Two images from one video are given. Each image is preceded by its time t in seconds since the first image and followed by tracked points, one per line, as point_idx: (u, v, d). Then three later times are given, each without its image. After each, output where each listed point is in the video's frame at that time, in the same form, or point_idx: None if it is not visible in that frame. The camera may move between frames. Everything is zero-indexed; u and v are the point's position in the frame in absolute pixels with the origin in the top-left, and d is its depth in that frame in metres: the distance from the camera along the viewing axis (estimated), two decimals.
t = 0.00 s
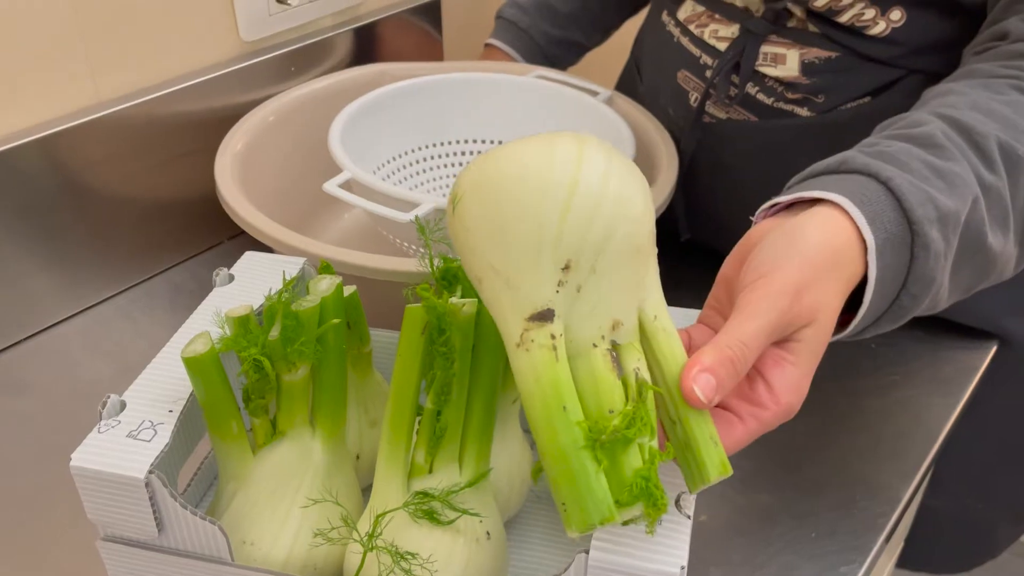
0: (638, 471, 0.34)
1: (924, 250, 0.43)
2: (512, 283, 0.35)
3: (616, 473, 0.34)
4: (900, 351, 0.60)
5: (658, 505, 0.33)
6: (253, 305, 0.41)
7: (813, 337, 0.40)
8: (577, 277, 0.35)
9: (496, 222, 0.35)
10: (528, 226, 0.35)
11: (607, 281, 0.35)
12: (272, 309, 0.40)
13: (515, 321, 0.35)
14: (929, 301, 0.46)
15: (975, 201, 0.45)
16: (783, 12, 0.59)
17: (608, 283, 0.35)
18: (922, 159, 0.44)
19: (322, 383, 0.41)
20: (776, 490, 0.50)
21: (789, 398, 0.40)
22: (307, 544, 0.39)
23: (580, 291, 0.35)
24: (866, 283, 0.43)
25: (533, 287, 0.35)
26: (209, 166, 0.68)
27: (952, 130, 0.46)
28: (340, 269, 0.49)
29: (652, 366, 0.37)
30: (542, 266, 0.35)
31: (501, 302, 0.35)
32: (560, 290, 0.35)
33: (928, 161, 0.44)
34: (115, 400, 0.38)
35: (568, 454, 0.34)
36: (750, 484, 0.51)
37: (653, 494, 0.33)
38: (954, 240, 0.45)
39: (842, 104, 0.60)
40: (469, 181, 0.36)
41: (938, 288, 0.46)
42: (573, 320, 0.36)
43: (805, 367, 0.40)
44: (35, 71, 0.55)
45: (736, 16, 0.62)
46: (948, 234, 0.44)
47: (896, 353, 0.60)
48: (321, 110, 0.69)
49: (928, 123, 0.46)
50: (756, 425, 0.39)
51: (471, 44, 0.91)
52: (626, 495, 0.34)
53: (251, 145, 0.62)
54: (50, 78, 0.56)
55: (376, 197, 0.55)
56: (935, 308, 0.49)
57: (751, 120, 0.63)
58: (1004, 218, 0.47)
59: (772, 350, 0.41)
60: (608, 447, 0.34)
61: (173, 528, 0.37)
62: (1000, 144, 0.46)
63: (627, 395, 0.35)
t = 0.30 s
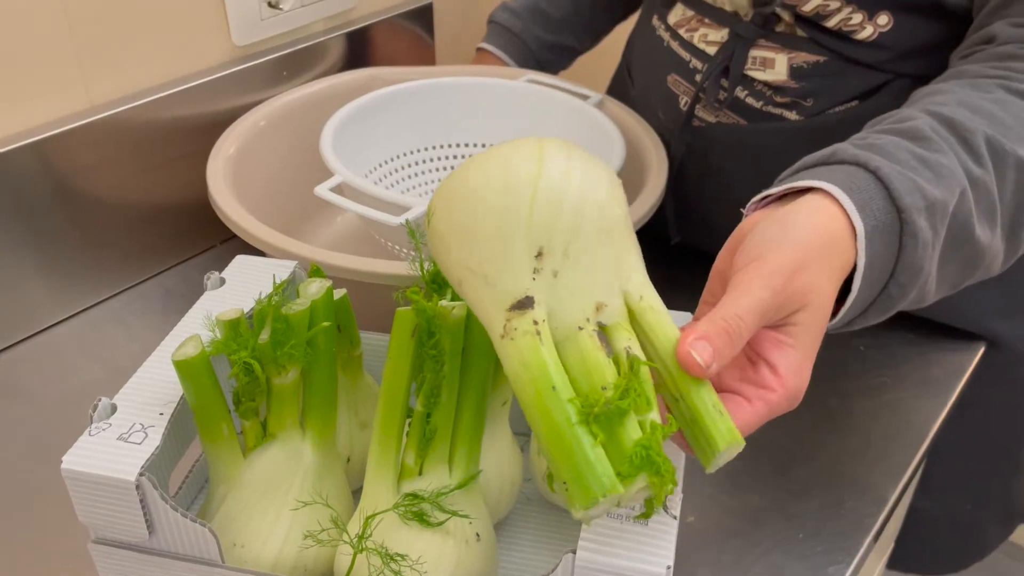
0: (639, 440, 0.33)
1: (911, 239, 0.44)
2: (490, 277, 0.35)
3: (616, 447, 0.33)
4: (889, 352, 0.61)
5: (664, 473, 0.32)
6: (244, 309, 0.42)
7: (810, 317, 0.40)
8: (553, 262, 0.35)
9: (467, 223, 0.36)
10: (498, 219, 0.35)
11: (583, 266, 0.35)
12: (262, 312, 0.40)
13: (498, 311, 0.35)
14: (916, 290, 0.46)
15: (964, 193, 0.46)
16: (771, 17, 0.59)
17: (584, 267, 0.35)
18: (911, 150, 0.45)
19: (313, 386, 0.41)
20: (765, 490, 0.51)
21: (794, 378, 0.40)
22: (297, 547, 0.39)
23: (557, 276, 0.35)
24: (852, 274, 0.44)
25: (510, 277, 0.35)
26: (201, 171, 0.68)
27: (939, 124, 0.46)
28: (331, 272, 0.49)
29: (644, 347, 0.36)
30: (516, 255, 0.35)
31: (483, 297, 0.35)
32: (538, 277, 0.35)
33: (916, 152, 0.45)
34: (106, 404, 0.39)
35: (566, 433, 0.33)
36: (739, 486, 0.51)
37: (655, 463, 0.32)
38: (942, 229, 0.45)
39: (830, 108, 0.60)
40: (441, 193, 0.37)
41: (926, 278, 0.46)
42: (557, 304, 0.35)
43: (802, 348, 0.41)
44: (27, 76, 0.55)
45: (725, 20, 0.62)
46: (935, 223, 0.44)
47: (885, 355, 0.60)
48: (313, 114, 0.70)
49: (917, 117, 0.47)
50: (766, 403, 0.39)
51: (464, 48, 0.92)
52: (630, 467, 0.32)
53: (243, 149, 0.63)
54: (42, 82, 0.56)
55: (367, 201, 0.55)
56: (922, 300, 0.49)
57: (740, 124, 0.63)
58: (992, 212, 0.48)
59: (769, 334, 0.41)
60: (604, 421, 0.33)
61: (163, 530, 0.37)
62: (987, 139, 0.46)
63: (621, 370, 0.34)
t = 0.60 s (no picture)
0: (654, 374, 0.31)
1: (883, 223, 0.45)
2: (462, 324, 0.35)
3: (638, 392, 0.31)
4: (876, 357, 0.61)
5: (692, 389, 0.31)
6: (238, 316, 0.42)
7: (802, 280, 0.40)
8: (513, 287, 0.35)
9: (426, 289, 0.36)
10: (449, 275, 0.36)
11: (541, 284, 0.35)
12: (256, 318, 0.40)
13: (482, 348, 0.34)
14: (889, 274, 0.48)
15: (938, 182, 0.46)
16: (759, 27, 0.60)
17: (543, 283, 0.35)
18: (884, 141, 0.46)
19: (305, 391, 0.42)
20: (753, 493, 0.51)
21: (804, 339, 0.38)
22: (290, 550, 0.39)
23: (522, 298, 0.35)
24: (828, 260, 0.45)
25: (479, 316, 0.35)
26: (195, 178, 0.69)
27: (914, 120, 0.47)
28: (324, 279, 0.50)
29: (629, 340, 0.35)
30: (477, 293, 0.35)
31: (465, 343, 0.35)
32: (506, 304, 0.35)
33: (889, 143, 0.46)
34: (101, 409, 0.39)
35: (582, 393, 0.31)
36: (728, 489, 0.52)
37: (677, 386, 0.31)
38: (915, 215, 0.46)
39: (817, 116, 0.61)
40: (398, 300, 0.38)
41: (899, 262, 0.47)
42: (534, 322, 0.34)
43: (806, 312, 0.39)
44: (22, 84, 0.56)
45: (714, 30, 0.63)
46: (907, 208, 0.46)
47: (872, 360, 0.61)
48: (306, 121, 0.70)
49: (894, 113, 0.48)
50: (783, 364, 0.37)
51: (457, 56, 0.93)
52: (657, 397, 0.31)
53: (238, 156, 0.63)
54: (38, 90, 0.57)
55: (360, 208, 0.56)
56: (895, 286, 0.51)
57: (729, 131, 0.64)
58: (969, 204, 0.49)
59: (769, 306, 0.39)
60: (615, 373, 0.32)
61: (158, 535, 0.38)
62: (962, 135, 0.47)
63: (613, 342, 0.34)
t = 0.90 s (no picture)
0: (652, 311, 0.30)
1: (883, 210, 0.45)
2: (468, 305, 0.33)
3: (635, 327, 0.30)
4: (871, 359, 0.62)
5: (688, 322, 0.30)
6: (235, 319, 0.42)
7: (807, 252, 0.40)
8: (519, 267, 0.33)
9: (434, 281, 0.35)
10: (455, 263, 0.34)
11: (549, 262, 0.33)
12: (252, 321, 0.41)
13: (487, 325, 0.33)
14: (891, 262, 0.48)
15: (936, 172, 0.47)
16: (754, 30, 0.61)
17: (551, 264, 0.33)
18: (883, 131, 0.46)
19: (302, 394, 0.42)
20: (749, 494, 0.51)
21: (818, 303, 0.39)
22: (286, 552, 0.39)
23: (527, 276, 0.33)
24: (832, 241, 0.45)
25: (483, 295, 0.33)
26: (192, 182, 0.69)
27: (911, 113, 0.48)
28: (320, 281, 0.50)
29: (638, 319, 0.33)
30: (482, 276, 0.33)
31: (469, 322, 0.33)
32: (511, 279, 0.33)
33: (888, 133, 0.46)
34: (97, 411, 0.39)
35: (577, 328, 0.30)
36: (724, 490, 0.52)
37: (674, 318, 0.30)
38: (915, 202, 0.46)
39: (811, 119, 0.61)
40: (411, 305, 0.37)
41: (901, 251, 0.48)
42: (540, 297, 0.32)
43: (816, 279, 0.40)
44: (18, 88, 0.56)
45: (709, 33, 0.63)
46: (907, 195, 0.46)
47: (867, 362, 0.61)
48: (302, 125, 0.70)
49: (890, 108, 0.48)
50: (802, 327, 0.38)
51: (453, 60, 0.93)
52: (655, 328, 0.30)
53: (234, 159, 0.63)
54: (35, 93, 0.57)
55: (356, 211, 0.56)
56: (895, 275, 0.51)
57: (724, 134, 0.64)
58: (966, 195, 0.49)
59: (778, 277, 0.39)
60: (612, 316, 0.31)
61: (154, 536, 0.38)
62: (958, 129, 0.47)
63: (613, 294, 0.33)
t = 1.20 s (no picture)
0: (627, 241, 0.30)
1: (879, 191, 0.45)
2: (475, 255, 0.34)
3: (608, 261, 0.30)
4: (866, 363, 0.62)
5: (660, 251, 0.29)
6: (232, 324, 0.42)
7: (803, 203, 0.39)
8: (524, 214, 0.33)
9: (448, 237, 0.35)
10: (467, 218, 0.35)
11: (553, 206, 0.33)
12: (249, 326, 0.41)
13: (488, 272, 0.33)
14: (887, 247, 0.48)
15: (930, 158, 0.47)
16: (750, 37, 0.61)
17: (556, 209, 0.33)
18: (876, 118, 0.47)
19: (299, 399, 0.42)
20: (746, 498, 0.52)
21: (823, 241, 0.37)
22: (283, 558, 0.40)
23: (530, 222, 0.33)
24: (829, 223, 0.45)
25: (487, 244, 0.33)
26: (189, 188, 0.69)
27: (903, 105, 0.48)
28: (319, 288, 0.50)
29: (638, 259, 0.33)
30: (489, 226, 0.34)
31: (474, 271, 0.33)
32: (513, 226, 0.33)
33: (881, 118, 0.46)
34: (95, 417, 0.39)
35: (548, 266, 0.30)
36: (720, 494, 0.52)
37: (643, 248, 0.29)
38: (911, 185, 0.46)
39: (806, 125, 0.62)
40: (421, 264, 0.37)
41: (897, 237, 0.48)
42: (539, 241, 0.32)
43: (819, 223, 0.39)
44: (15, 95, 0.56)
45: (704, 39, 0.64)
46: (903, 178, 0.46)
47: (862, 366, 0.62)
48: (299, 131, 0.70)
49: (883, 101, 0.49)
50: (809, 259, 0.36)
51: (449, 66, 0.93)
52: (621, 259, 0.29)
53: (231, 165, 0.64)
54: (32, 100, 0.57)
55: (352, 216, 0.56)
56: (890, 266, 0.51)
57: (719, 139, 0.65)
58: (961, 185, 0.49)
59: (779, 224, 0.38)
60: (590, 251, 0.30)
61: (151, 542, 0.38)
62: (951, 121, 0.48)
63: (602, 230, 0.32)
